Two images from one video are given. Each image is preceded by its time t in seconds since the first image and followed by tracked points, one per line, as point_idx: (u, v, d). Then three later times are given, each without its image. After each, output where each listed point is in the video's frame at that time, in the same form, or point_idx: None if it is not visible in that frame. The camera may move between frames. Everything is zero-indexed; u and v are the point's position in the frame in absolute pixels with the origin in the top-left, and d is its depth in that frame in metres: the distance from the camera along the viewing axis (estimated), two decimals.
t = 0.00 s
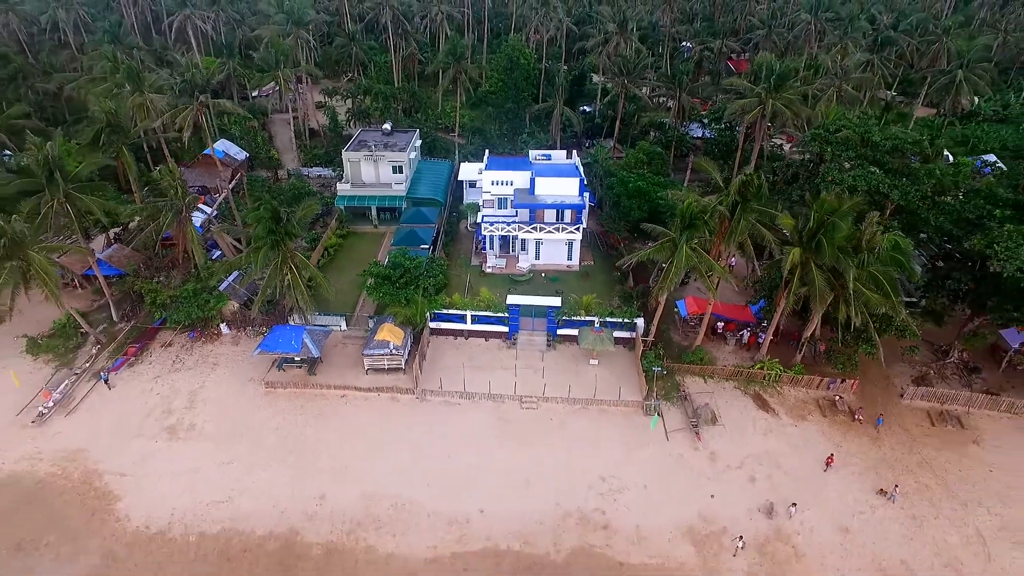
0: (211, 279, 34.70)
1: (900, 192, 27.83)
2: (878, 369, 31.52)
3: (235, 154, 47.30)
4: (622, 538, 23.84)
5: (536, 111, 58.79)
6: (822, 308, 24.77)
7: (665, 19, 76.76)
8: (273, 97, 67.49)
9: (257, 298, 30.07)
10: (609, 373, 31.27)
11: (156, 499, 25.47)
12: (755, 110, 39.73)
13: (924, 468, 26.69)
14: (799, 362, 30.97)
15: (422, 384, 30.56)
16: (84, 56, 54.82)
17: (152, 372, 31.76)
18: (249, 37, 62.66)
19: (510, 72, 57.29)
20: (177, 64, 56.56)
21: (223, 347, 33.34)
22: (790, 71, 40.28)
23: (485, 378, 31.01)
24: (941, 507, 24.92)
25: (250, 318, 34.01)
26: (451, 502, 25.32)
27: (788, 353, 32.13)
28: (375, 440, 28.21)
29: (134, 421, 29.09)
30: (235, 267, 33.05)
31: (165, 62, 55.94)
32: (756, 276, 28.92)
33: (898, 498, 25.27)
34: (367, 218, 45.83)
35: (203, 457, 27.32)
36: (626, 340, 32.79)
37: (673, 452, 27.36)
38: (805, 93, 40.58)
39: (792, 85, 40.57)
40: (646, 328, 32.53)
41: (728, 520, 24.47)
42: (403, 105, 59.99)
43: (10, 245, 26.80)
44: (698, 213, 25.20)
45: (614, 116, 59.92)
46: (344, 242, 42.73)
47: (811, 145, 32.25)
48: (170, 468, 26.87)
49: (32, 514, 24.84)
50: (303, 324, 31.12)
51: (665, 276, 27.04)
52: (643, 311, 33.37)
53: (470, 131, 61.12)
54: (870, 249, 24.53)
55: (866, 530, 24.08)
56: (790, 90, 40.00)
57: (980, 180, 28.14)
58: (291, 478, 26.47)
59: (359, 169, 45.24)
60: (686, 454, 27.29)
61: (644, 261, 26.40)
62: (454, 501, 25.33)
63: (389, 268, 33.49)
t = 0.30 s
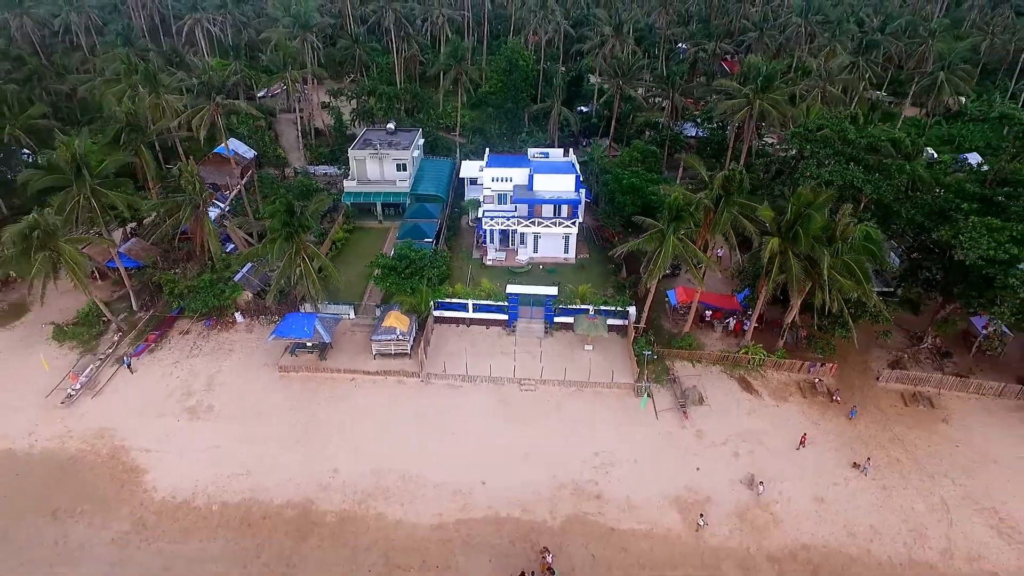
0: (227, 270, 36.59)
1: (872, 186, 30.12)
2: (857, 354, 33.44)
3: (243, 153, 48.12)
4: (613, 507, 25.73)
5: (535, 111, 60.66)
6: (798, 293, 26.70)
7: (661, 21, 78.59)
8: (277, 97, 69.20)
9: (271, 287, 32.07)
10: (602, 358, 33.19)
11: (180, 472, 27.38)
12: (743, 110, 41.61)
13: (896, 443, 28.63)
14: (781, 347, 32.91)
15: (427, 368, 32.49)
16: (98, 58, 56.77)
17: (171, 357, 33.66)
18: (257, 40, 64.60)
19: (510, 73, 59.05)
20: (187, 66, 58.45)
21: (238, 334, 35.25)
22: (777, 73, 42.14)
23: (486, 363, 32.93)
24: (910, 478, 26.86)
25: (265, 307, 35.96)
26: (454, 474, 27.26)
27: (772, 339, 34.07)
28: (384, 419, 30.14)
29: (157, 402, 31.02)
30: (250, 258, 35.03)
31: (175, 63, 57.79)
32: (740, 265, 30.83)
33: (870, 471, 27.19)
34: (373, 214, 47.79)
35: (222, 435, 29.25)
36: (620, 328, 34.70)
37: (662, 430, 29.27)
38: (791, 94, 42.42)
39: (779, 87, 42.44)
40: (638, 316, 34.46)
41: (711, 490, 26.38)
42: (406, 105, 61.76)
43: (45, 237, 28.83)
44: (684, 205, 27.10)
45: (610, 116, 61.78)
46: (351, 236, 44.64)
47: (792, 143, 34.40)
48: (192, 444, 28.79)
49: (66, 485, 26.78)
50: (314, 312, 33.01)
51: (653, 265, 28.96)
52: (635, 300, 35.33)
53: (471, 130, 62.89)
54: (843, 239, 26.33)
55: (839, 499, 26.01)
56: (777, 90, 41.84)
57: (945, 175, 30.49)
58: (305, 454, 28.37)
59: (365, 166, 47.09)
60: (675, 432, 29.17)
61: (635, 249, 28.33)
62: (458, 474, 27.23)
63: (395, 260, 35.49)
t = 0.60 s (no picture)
0: (243, 260, 38.75)
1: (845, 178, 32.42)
2: (835, 338, 35.69)
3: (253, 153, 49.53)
4: (605, 474, 27.96)
5: (534, 111, 62.90)
6: (776, 278, 28.91)
7: (657, 23, 80.69)
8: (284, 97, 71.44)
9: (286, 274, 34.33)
10: (596, 341, 35.43)
11: (205, 444, 29.63)
12: (731, 109, 43.80)
13: (868, 419, 30.82)
14: (764, 332, 35.16)
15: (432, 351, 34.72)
16: (113, 60, 59.09)
17: (192, 341, 35.89)
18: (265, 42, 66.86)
19: (509, 74, 61.19)
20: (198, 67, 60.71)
21: (254, 320, 37.48)
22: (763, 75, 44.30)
23: (488, 346, 35.17)
24: (879, 450, 29.09)
25: (279, 295, 38.20)
26: (458, 446, 29.49)
27: (756, 324, 36.30)
28: (393, 396, 32.36)
29: (180, 382, 33.25)
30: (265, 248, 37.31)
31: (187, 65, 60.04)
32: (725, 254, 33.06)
33: (843, 443, 29.42)
34: (379, 209, 50.01)
35: (242, 412, 31.49)
36: (613, 314, 36.95)
37: (652, 407, 31.50)
38: (776, 94, 44.52)
39: (765, 87, 44.64)
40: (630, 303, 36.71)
41: (696, 460, 28.61)
42: (409, 105, 63.91)
43: (78, 227, 31.20)
44: (670, 198, 29.29)
45: (607, 115, 64.00)
46: (358, 230, 46.86)
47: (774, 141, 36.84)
48: (215, 420, 31.02)
49: (100, 456, 29.03)
50: (326, 298, 35.22)
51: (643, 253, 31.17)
52: (628, 288, 37.57)
53: (472, 129, 65.09)
54: (818, 228, 28.39)
55: (813, 467, 28.24)
56: (764, 91, 44.00)
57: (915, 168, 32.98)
58: (320, 428, 30.60)
59: (371, 163, 49.28)
60: (663, 408, 31.39)
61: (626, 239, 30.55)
62: (462, 446, 29.44)
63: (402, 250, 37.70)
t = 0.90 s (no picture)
0: (257, 251, 40.76)
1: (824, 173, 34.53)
2: (819, 325, 37.67)
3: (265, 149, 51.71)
4: (599, 448, 29.99)
5: (533, 110, 64.94)
6: (758, 265, 30.91)
7: (654, 25, 82.62)
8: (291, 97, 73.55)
9: (298, 263, 36.44)
10: (591, 327, 37.47)
11: (224, 421, 31.66)
12: (722, 109, 45.82)
13: (847, 399, 32.80)
14: (750, 318, 37.16)
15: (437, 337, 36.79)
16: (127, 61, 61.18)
17: (209, 327, 37.93)
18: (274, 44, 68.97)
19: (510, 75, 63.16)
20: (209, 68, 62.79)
21: (267, 308, 39.53)
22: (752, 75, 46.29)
23: (489, 333, 37.19)
24: (856, 427, 31.09)
25: (292, 285, 40.30)
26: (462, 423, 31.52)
27: (742, 312, 38.35)
28: (400, 378, 34.40)
29: (199, 364, 35.30)
30: (278, 240, 39.41)
31: (198, 65, 62.14)
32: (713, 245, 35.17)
33: (822, 420, 31.43)
34: (384, 204, 52.06)
35: (258, 392, 33.53)
36: (608, 302, 38.99)
37: (644, 387, 33.49)
38: (765, 94, 46.58)
39: (754, 88, 46.57)
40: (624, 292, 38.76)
41: (684, 436, 30.63)
42: (413, 105, 65.95)
43: (106, 219, 33.17)
44: (661, 190, 31.30)
45: (604, 115, 65.99)
46: (365, 223, 48.95)
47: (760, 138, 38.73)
48: (233, 399, 33.05)
49: (126, 431, 31.07)
50: (336, 286, 37.26)
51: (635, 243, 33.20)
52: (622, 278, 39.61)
53: (474, 127, 67.09)
54: (798, 219, 30.44)
55: (793, 442, 30.25)
56: (753, 91, 45.96)
57: (890, 163, 35.11)
58: (332, 407, 32.64)
59: (377, 160, 51.32)
60: (654, 389, 33.40)
61: (619, 229, 32.60)
62: (465, 423, 31.46)
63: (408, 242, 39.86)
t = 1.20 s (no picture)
0: (273, 239, 43.45)
1: (801, 165, 37.30)
2: (799, 308, 40.29)
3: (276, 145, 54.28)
4: (592, 417, 32.66)
5: (533, 109, 67.54)
6: (739, 249, 33.62)
7: (651, 26, 85.19)
8: (299, 96, 76.27)
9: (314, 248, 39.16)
10: (586, 310, 40.14)
11: (247, 394, 34.38)
12: (711, 107, 48.47)
13: (822, 374, 35.44)
14: (734, 302, 39.81)
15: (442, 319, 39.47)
16: (145, 62, 64.07)
17: (230, 310, 40.64)
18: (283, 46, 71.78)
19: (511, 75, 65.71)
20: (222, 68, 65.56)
21: (283, 292, 42.25)
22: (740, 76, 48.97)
23: (491, 315, 39.85)
24: (829, 399, 33.75)
25: (306, 271, 43.02)
26: (466, 395, 34.18)
27: (728, 296, 40.99)
28: (408, 355, 37.07)
29: (221, 344, 37.97)
30: (294, 228, 42.20)
31: (211, 65, 64.88)
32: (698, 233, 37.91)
33: (798, 392, 34.07)
34: (391, 198, 54.78)
35: (277, 368, 36.23)
36: (602, 287, 41.67)
37: (634, 364, 36.16)
38: (752, 93, 49.23)
39: (741, 87, 49.17)
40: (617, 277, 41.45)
41: (670, 406, 33.29)
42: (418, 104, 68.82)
43: (137, 207, 35.99)
44: (649, 181, 34.05)
45: (601, 113, 68.64)
46: (374, 215, 51.71)
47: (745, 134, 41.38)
48: (254, 374, 35.75)
49: (158, 402, 33.81)
50: (348, 271, 39.96)
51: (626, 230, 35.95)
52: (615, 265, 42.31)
53: (476, 125, 69.73)
54: (775, 207, 33.13)
55: (770, 412, 32.92)
56: (740, 90, 48.59)
57: (864, 157, 37.72)
58: (346, 381, 35.31)
59: (384, 156, 54.09)
60: (644, 365, 36.03)
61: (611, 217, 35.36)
62: (468, 395, 34.11)
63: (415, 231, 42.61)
